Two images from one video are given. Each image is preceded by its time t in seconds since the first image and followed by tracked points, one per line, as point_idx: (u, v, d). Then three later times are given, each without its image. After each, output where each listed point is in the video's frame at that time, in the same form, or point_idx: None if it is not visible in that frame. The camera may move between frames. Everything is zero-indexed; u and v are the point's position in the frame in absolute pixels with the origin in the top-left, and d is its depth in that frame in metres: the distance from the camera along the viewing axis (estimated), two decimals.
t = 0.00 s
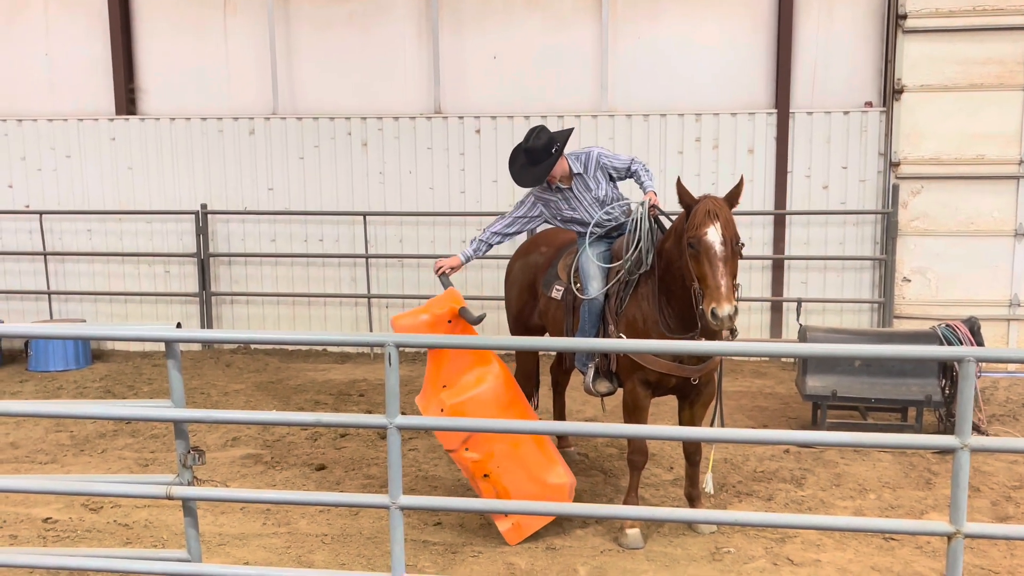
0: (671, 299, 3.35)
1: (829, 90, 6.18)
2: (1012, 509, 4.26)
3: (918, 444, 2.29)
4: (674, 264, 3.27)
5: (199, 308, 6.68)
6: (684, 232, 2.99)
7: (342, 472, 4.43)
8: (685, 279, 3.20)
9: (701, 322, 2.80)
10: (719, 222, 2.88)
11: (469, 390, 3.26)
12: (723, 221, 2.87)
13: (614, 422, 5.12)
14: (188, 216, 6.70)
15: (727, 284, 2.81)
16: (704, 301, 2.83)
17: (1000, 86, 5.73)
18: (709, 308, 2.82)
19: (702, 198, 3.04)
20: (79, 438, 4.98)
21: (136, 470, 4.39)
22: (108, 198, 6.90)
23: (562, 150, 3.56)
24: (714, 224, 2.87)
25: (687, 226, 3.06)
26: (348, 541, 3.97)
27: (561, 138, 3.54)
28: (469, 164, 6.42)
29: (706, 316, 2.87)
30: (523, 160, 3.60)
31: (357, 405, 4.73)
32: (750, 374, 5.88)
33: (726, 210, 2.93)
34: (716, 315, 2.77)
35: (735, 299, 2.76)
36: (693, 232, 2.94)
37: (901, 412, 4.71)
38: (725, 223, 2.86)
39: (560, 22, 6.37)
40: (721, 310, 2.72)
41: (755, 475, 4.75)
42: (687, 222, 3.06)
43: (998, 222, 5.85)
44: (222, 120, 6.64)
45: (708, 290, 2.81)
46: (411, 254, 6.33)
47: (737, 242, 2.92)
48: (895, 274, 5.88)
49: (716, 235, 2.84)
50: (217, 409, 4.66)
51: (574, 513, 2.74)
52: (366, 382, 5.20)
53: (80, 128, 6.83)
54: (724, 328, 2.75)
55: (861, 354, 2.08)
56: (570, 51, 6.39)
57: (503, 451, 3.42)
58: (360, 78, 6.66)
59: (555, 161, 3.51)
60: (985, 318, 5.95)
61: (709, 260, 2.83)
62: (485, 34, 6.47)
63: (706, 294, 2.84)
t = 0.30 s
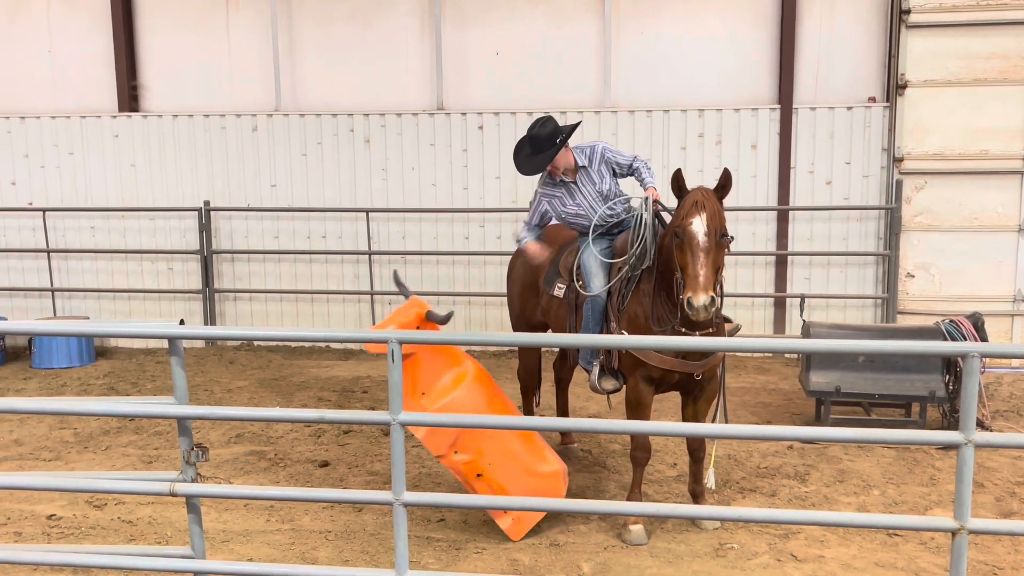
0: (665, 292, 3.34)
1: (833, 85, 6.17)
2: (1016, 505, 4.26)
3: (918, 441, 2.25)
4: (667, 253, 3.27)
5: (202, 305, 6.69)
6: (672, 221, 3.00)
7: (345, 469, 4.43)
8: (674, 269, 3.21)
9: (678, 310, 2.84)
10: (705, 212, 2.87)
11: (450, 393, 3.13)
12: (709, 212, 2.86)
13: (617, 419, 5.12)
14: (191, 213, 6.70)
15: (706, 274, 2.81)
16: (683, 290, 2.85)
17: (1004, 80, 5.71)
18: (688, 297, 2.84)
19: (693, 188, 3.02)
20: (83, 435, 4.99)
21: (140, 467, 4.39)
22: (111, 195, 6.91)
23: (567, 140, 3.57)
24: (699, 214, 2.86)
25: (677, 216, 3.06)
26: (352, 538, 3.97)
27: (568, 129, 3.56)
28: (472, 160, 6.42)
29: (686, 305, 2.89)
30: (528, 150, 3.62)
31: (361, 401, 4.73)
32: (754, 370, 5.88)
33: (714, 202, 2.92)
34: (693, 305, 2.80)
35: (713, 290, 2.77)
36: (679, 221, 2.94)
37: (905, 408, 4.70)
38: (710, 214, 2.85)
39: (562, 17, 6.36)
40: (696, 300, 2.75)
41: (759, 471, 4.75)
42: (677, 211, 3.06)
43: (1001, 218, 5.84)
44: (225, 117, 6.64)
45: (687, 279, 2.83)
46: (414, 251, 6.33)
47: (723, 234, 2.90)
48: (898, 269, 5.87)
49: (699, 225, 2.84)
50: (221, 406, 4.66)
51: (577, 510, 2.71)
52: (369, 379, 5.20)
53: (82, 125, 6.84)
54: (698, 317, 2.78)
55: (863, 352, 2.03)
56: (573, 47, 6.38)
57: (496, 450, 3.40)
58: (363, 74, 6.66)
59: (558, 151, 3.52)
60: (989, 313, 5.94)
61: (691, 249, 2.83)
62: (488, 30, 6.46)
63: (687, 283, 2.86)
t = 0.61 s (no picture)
0: (661, 286, 3.35)
1: (833, 80, 6.16)
2: (1017, 499, 4.26)
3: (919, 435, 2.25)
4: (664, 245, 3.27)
5: (203, 302, 6.69)
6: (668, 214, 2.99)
7: (346, 465, 4.43)
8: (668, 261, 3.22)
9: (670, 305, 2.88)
10: (701, 208, 2.86)
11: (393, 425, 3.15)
12: (705, 208, 2.85)
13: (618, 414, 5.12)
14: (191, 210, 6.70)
15: (699, 271, 2.84)
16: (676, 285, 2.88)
17: (1005, 75, 5.70)
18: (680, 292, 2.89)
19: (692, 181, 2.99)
20: (84, 432, 4.99)
21: (141, 464, 4.39)
22: (110, 193, 6.90)
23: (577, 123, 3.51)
24: (695, 211, 2.85)
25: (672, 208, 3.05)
26: (353, 534, 3.97)
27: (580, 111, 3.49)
28: (472, 157, 6.41)
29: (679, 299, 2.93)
30: (538, 131, 3.58)
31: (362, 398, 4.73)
32: (754, 366, 5.87)
33: (710, 196, 2.90)
34: (685, 301, 2.84)
35: (705, 286, 2.80)
36: (674, 216, 2.94)
37: (906, 402, 4.70)
38: (706, 210, 2.84)
39: (562, 13, 6.35)
40: (689, 297, 2.78)
41: (760, 466, 4.75)
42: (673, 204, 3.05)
43: (1002, 213, 5.84)
44: (224, 113, 6.63)
45: (681, 276, 2.85)
46: (414, 247, 6.33)
47: (719, 229, 2.91)
48: (899, 264, 5.86)
49: (694, 221, 2.84)
50: (222, 402, 4.66)
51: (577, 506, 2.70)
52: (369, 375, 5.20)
53: (82, 122, 6.83)
54: (691, 313, 2.82)
55: (862, 344, 2.03)
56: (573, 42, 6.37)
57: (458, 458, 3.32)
58: (362, 71, 6.65)
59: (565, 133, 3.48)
60: (989, 308, 5.94)
61: (686, 245, 2.85)
62: (487, 26, 6.45)
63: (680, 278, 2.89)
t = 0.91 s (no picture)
0: (656, 282, 3.38)
1: (828, 75, 6.17)
2: (1013, 493, 4.28)
3: (913, 429, 2.24)
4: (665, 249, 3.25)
5: (199, 299, 6.68)
6: (681, 219, 2.96)
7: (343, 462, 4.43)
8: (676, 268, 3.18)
9: (698, 310, 2.80)
10: (717, 209, 2.85)
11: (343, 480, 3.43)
12: (721, 209, 2.85)
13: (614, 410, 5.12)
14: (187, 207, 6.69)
15: (726, 273, 2.80)
16: (701, 290, 2.81)
17: (999, 69, 5.71)
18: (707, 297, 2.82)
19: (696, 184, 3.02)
20: (80, 430, 4.98)
21: (138, 461, 4.39)
22: (106, 190, 6.89)
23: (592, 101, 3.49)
24: (712, 213, 2.84)
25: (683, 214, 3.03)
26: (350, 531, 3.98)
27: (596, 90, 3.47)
28: (468, 153, 6.41)
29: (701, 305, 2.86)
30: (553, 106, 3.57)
31: (358, 394, 4.73)
32: (750, 361, 5.88)
33: (722, 198, 2.91)
34: (714, 305, 2.76)
35: (733, 288, 2.76)
36: (689, 220, 2.91)
37: (902, 397, 4.71)
38: (723, 211, 2.84)
39: (557, 9, 6.34)
40: (720, 299, 2.72)
41: (756, 461, 4.76)
42: (682, 209, 3.04)
43: (997, 207, 5.84)
44: (220, 111, 6.62)
45: (706, 279, 2.79)
46: (411, 244, 6.33)
47: (733, 231, 2.91)
48: (895, 259, 5.87)
49: (713, 222, 2.83)
50: (218, 399, 4.66)
51: (572, 500, 2.71)
52: (366, 371, 5.20)
53: (76, 120, 6.81)
54: (721, 317, 2.75)
55: (856, 339, 2.02)
56: (569, 38, 6.36)
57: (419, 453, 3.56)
58: (358, 67, 6.64)
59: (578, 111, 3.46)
60: (984, 302, 5.95)
61: (708, 248, 2.81)
62: (483, 22, 6.44)
63: (704, 282, 2.83)
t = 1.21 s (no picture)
0: (649, 279, 3.39)
1: (817, 71, 6.17)
2: (1001, 486, 4.30)
3: (902, 423, 2.23)
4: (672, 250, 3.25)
5: (189, 297, 6.66)
6: (703, 222, 2.93)
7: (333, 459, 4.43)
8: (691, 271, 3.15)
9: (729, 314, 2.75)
10: (743, 213, 2.84)
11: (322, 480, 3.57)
12: (747, 212, 2.84)
13: (605, 406, 5.12)
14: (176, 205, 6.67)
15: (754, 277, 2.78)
16: (731, 294, 2.77)
17: (987, 64, 5.72)
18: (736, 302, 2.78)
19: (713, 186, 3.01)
20: (70, 429, 4.97)
21: (128, 460, 4.38)
22: (95, 188, 6.87)
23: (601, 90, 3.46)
24: (738, 216, 2.83)
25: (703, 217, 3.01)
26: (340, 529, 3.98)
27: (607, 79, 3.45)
28: (458, 150, 6.40)
29: (729, 310, 2.81)
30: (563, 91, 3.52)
31: (349, 391, 4.73)
32: (741, 356, 5.89)
33: (744, 202, 2.91)
34: (748, 310, 2.70)
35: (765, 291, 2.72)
36: (715, 223, 2.88)
37: (892, 392, 4.72)
38: (749, 215, 2.83)
39: (547, 5, 6.34)
40: (756, 303, 2.66)
41: (747, 456, 4.77)
42: (701, 212, 3.01)
43: (986, 202, 5.86)
44: (209, 108, 6.60)
45: (738, 283, 2.74)
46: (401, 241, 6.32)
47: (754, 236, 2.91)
48: (884, 254, 5.89)
49: (739, 225, 2.81)
50: (208, 398, 4.65)
51: (559, 495, 2.71)
52: (356, 369, 5.19)
53: (65, 118, 6.79)
54: (755, 322, 2.69)
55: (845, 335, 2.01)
56: (558, 35, 6.36)
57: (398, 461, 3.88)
58: (347, 64, 6.62)
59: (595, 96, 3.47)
60: (973, 297, 5.97)
61: (737, 251, 2.78)
62: (473, 18, 6.43)
63: (732, 286, 2.79)
